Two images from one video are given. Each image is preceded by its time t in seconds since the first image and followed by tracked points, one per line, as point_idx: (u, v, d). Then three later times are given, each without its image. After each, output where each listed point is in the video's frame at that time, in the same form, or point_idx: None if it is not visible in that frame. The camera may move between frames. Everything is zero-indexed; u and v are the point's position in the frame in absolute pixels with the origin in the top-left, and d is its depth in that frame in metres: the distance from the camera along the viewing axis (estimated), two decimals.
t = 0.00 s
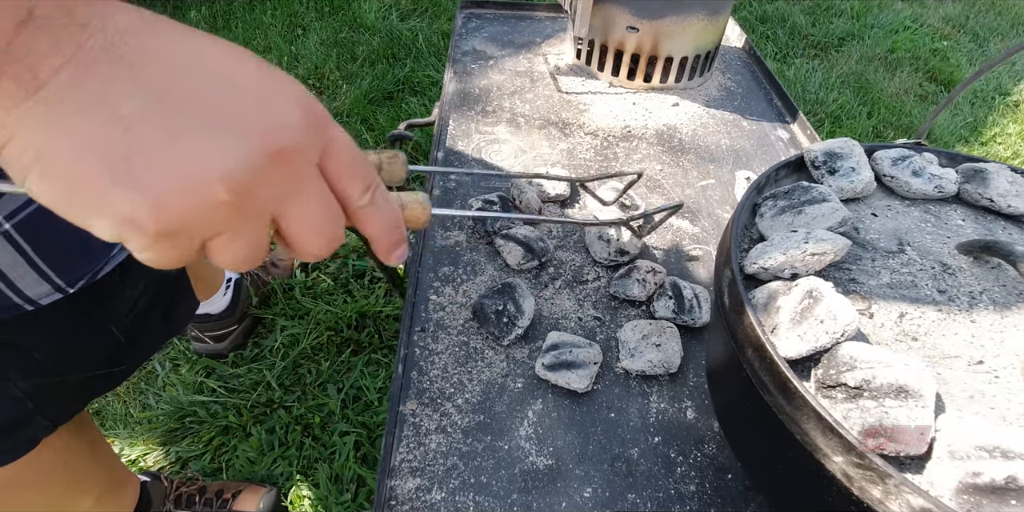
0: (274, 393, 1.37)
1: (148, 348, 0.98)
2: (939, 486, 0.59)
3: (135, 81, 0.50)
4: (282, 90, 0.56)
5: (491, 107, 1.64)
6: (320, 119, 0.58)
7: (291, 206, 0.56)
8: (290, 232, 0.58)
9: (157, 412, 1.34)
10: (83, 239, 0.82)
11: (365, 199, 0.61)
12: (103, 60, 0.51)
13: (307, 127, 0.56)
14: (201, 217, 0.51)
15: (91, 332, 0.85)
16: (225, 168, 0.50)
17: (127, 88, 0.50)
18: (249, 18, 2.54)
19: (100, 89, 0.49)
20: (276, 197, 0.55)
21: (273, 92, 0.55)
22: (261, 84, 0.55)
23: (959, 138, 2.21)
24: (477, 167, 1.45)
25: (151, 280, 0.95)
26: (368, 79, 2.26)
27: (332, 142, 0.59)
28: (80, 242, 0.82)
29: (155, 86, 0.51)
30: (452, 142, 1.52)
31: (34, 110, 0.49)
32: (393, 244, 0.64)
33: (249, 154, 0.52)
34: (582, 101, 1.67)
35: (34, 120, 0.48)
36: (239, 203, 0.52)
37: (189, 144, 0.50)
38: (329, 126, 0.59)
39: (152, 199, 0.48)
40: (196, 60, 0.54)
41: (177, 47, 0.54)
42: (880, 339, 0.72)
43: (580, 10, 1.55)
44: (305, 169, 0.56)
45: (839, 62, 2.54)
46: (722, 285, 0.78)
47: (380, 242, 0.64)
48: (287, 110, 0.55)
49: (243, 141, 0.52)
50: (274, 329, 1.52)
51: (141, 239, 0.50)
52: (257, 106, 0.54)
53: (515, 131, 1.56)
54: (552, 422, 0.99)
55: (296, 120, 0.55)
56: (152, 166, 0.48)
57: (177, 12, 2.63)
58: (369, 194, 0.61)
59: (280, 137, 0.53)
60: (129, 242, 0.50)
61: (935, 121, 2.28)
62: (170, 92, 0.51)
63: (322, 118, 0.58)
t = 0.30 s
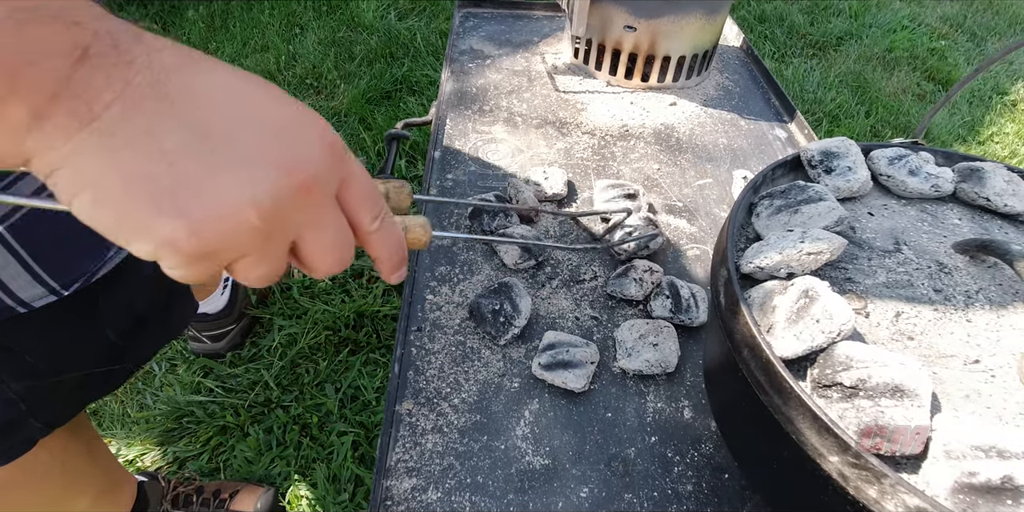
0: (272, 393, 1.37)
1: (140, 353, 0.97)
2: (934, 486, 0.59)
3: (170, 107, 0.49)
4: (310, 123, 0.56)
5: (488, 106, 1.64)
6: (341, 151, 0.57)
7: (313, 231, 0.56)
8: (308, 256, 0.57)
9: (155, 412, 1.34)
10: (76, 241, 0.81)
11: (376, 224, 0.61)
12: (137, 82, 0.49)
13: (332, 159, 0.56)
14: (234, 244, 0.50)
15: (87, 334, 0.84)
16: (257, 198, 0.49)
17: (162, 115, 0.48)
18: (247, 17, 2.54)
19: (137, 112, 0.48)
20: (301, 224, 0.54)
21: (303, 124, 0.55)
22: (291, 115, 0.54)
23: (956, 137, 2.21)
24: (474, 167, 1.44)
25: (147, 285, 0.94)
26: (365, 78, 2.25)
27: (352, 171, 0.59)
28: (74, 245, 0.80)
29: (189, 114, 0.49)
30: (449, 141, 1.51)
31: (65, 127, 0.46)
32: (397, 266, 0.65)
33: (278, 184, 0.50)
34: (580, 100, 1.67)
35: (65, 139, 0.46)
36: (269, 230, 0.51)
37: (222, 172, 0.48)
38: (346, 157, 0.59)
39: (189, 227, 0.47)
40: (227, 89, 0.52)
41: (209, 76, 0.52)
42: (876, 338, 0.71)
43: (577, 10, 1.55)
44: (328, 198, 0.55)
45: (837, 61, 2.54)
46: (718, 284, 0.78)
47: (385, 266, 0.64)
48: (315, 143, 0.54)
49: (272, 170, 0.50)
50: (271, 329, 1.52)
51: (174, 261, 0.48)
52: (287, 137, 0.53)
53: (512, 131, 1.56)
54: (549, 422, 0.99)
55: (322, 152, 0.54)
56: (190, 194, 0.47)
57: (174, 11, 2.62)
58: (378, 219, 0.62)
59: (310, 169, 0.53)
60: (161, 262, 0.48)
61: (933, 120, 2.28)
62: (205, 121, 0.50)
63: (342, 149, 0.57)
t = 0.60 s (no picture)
0: (271, 392, 1.37)
1: (144, 350, 0.94)
2: (935, 485, 0.59)
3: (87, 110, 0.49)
4: (240, 118, 0.54)
5: (487, 106, 1.64)
6: (271, 154, 0.55)
7: (236, 238, 0.55)
8: (235, 264, 0.57)
9: (154, 412, 1.34)
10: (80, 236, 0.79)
11: (317, 231, 0.61)
12: (59, 93, 0.49)
13: (260, 162, 0.54)
14: (128, 254, 0.51)
15: (87, 331, 0.83)
16: (162, 210, 0.49)
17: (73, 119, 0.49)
18: (246, 17, 2.53)
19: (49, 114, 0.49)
20: (221, 232, 0.54)
21: (231, 124, 0.53)
22: (218, 112, 0.53)
23: (955, 136, 2.21)
24: (474, 166, 1.44)
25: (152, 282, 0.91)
26: (365, 77, 2.25)
27: (284, 173, 0.57)
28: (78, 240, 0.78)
29: (106, 116, 0.49)
30: (448, 140, 1.51)
31: None
32: (344, 274, 0.65)
33: (193, 193, 0.50)
34: (580, 99, 1.67)
35: None
36: (182, 240, 0.52)
37: (122, 181, 0.48)
38: (285, 158, 0.57)
39: (72, 240, 0.48)
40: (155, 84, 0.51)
41: (142, 69, 0.51)
42: (877, 337, 0.71)
43: (577, 9, 1.55)
44: (253, 204, 0.54)
45: (836, 60, 2.54)
46: (719, 283, 0.78)
47: (330, 272, 0.64)
48: (242, 145, 0.53)
49: (187, 179, 0.50)
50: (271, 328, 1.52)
51: (62, 271, 0.50)
52: (206, 139, 0.51)
53: (512, 130, 1.56)
54: (549, 421, 0.99)
55: (250, 154, 0.53)
56: (80, 204, 0.48)
57: (173, 10, 2.61)
58: (319, 226, 0.61)
59: (230, 177, 0.52)
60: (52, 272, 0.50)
61: (932, 119, 2.28)
62: (120, 122, 0.49)
63: (276, 151, 0.56)
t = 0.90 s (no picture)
0: (271, 392, 1.37)
1: (143, 355, 0.94)
2: (934, 483, 0.59)
3: (138, 143, 0.46)
4: (287, 147, 0.52)
5: (487, 105, 1.64)
6: (324, 181, 0.53)
7: (286, 264, 0.52)
8: (281, 288, 0.54)
9: (154, 411, 1.34)
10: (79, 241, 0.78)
11: (358, 253, 0.58)
12: (100, 107, 0.46)
13: (310, 189, 0.52)
14: (196, 279, 0.47)
15: (85, 338, 0.82)
16: (223, 236, 0.46)
17: (125, 146, 0.45)
18: (245, 16, 2.53)
19: (97, 140, 0.45)
20: (273, 259, 0.51)
21: (279, 155, 0.51)
22: (267, 145, 0.51)
23: (955, 135, 2.21)
24: (473, 165, 1.44)
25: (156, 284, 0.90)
26: (364, 76, 2.25)
27: (335, 199, 0.55)
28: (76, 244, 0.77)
29: (159, 145, 0.46)
30: (448, 139, 1.51)
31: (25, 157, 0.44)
32: (382, 295, 0.62)
33: (248, 219, 0.47)
34: (579, 98, 1.67)
35: (13, 164, 0.44)
36: (240, 266, 0.49)
37: (190, 208, 0.46)
38: (330, 186, 0.54)
39: (149, 265, 0.45)
40: (201, 115, 0.49)
41: (188, 102, 0.49)
42: (876, 336, 0.72)
43: (577, 8, 1.55)
44: (303, 232, 0.52)
45: (836, 59, 2.54)
46: (718, 282, 0.78)
47: (370, 295, 0.61)
48: (294, 174, 0.51)
49: (240, 206, 0.47)
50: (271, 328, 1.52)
51: (136, 295, 0.46)
52: (258, 170, 0.49)
53: (511, 129, 1.56)
54: (548, 420, 0.99)
55: (298, 181, 0.51)
56: (152, 230, 0.45)
57: (172, 9, 2.61)
58: (362, 248, 0.58)
59: (283, 204, 0.49)
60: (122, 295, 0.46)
61: (931, 118, 2.28)
62: (171, 153, 0.46)
63: (324, 180, 0.53)
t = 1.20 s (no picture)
0: (271, 391, 1.37)
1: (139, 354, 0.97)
2: (935, 483, 0.58)
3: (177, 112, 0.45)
4: (317, 118, 0.51)
5: (487, 104, 1.63)
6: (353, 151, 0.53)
7: (317, 235, 0.51)
8: (310, 259, 0.53)
9: (154, 411, 1.34)
10: (73, 241, 0.81)
11: (386, 225, 0.57)
12: (140, 75, 0.46)
13: (342, 160, 0.51)
14: (229, 246, 0.46)
15: (83, 336, 0.85)
16: (255, 203, 0.46)
17: (163, 114, 0.45)
18: (245, 15, 2.53)
19: (138, 107, 0.44)
20: (304, 229, 0.50)
21: (311, 126, 0.50)
22: (298, 115, 0.50)
23: (954, 135, 2.21)
24: (474, 165, 1.44)
25: (146, 285, 0.95)
26: (364, 76, 2.25)
27: (363, 171, 0.54)
28: (70, 245, 0.81)
29: (195, 114, 0.46)
30: (448, 139, 1.51)
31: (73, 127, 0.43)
32: (407, 267, 0.61)
33: (280, 186, 0.46)
34: (579, 98, 1.67)
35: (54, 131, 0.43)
36: (272, 234, 0.48)
37: (225, 175, 0.45)
38: (359, 158, 0.53)
39: (185, 231, 0.44)
40: (236, 86, 0.49)
41: (224, 73, 0.49)
42: (877, 336, 0.71)
43: (576, 8, 1.54)
44: (334, 203, 0.51)
45: (835, 59, 2.54)
46: (719, 282, 0.78)
47: (395, 268, 0.60)
48: (325, 142, 0.50)
49: (273, 174, 0.46)
50: (270, 327, 1.52)
51: (170, 264, 0.45)
52: (291, 138, 0.48)
53: (512, 129, 1.56)
54: (549, 420, 0.99)
55: (330, 150, 0.50)
56: (186, 196, 0.44)
57: (172, 9, 2.61)
58: (389, 220, 0.57)
59: (316, 172, 0.48)
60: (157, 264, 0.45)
61: (931, 118, 2.28)
62: (207, 122, 0.46)
63: (354, 151, 0.52)
